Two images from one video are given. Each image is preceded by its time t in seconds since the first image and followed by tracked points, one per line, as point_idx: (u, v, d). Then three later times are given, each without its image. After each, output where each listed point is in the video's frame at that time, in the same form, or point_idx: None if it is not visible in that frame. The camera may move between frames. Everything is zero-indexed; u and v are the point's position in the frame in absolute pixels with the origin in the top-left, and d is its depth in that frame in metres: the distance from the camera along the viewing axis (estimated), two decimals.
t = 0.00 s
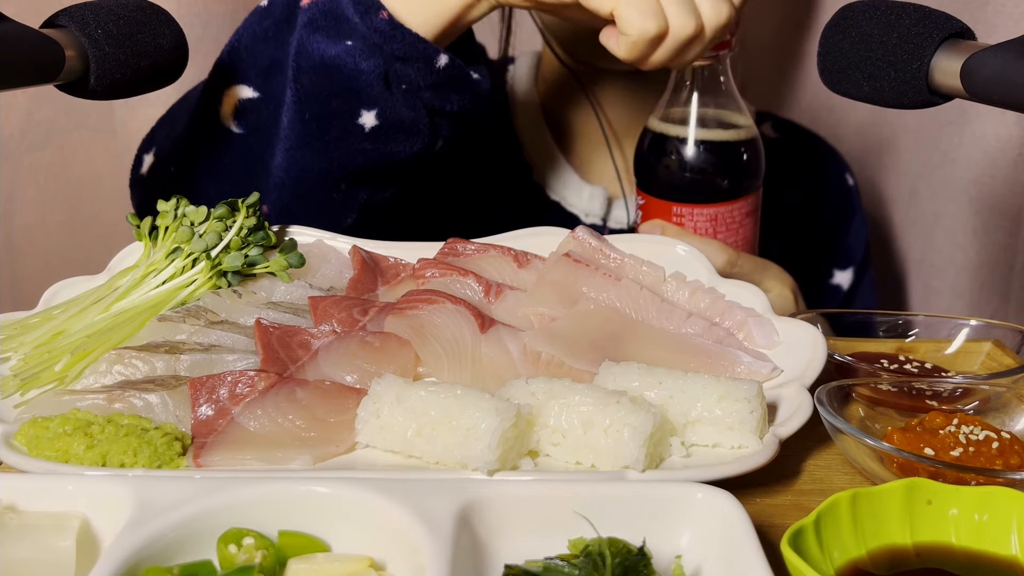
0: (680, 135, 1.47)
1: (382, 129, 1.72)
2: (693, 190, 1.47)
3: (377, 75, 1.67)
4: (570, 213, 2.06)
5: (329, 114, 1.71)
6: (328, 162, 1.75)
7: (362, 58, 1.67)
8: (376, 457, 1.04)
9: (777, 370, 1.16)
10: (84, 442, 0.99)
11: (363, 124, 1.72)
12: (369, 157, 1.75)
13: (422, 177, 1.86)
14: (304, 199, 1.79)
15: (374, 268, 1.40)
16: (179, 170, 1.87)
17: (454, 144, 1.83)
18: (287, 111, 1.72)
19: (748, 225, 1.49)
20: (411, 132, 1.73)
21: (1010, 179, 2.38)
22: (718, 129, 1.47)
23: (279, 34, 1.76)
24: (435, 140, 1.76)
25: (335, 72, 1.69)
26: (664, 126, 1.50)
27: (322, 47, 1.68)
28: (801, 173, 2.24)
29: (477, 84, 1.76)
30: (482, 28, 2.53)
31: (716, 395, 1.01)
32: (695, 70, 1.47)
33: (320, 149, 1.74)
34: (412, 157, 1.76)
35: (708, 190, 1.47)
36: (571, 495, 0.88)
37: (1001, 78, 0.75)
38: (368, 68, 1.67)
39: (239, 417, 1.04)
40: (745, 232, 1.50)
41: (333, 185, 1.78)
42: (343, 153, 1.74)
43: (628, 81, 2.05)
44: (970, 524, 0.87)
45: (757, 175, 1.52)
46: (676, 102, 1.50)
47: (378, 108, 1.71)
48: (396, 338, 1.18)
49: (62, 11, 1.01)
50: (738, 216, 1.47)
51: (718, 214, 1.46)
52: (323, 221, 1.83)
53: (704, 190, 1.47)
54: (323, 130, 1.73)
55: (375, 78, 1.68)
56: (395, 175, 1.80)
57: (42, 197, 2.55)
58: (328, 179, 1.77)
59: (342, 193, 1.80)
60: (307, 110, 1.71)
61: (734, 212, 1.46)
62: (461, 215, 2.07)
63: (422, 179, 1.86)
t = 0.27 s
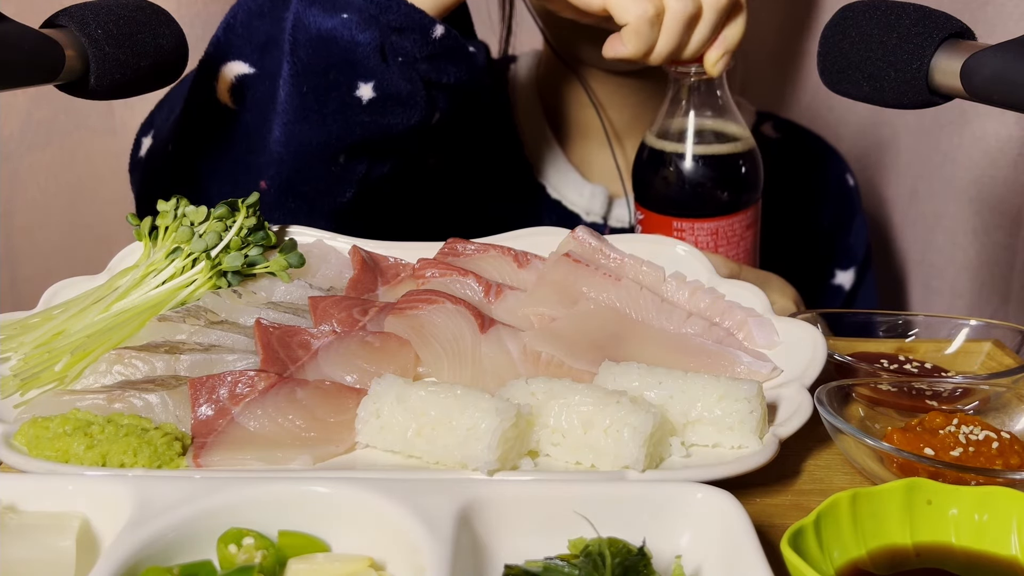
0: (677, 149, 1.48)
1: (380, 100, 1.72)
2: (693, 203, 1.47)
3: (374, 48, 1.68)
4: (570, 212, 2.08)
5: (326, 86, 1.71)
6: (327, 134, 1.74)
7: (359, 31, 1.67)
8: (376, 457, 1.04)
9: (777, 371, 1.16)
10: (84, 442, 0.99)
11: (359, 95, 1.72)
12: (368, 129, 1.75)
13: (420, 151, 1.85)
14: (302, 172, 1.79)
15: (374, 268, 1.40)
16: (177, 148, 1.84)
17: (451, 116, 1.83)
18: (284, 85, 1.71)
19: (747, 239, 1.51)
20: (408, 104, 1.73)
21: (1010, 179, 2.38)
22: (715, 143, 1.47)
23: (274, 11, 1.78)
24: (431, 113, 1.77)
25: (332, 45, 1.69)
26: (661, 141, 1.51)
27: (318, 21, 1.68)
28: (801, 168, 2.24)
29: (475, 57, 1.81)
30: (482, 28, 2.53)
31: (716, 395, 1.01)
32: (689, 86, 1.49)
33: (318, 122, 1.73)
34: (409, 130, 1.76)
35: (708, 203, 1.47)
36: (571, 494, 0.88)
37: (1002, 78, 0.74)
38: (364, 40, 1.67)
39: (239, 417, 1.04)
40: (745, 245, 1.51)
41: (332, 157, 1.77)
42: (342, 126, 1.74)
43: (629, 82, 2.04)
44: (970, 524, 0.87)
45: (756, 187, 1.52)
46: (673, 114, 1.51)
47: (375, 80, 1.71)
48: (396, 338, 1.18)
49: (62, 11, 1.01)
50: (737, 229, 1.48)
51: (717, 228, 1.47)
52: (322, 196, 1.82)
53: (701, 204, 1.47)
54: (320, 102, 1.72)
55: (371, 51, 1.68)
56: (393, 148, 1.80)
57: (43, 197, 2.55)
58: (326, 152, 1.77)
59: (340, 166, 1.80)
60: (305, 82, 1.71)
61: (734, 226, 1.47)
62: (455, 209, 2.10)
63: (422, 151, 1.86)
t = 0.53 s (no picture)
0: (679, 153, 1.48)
1: (381, 101, 1.72)
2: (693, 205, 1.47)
3: (375, 50, 1.67)
4: (570, 211, 2.09)
5: (329, 88, 1.71)
6: (330, 137, 1.74)
7: (359, 32, 1.66)
8: (376, 457, 1.04)
9: (777, 371, 1.16)
10: (84, 442, 0.99)
11: (361, 97, 1.72)
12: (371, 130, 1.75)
13: (422, 152, 1.85)
14: (305, 174, 1.79)
15: (374, 268, 1.40)
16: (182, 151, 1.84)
17: (453, 116, 1.83)
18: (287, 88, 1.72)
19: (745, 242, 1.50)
20: (410, 105, 1.72)
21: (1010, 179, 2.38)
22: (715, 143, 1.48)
23: (274, 13, 1.79)
24: (432, 113, 1.76)
25: (332, 47, 1.68)
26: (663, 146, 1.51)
27: (319, 23, 1.67)
28: (802, 168, 2.24)
29: (474, 55, 1.78)
30: (482, 28, 2.53)
31: (716, 395, 1.01)
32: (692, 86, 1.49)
33: (320, 125, 1.74)
34: (410, 131, 1.76)
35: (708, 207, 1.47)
36: (571, 494, 0.88)
37: (1002, 78, 0.74)
38: (364, 42, 1.67)
39: (239, 417, 1.04)
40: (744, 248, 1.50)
41: (334, 160, 1.78)
42: (344, 128, 1.74)
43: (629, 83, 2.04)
44: (970, 524, 0.87)
45: (757, 189, 1.52)
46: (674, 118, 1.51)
47: (377, 82, 1.70)
48: (396, 338, 1.18)
49: (62, 11, 1.01)
50: (735, 231, 1.48)
51: (714, 229, 1.47)
52: (325, 197, 1.83)
53: (704, 206, 1.47)
54: (322, 105, 1.72)
55: (372, 53, 1.68)
56: (394, 149, 1.80)
57: (42, 197, 2.55)
58: (329, 155, 1.77)
59: (343, 168, 1.80)
60: (306, 85, 1.71)
61: (731, 228, 1.47)
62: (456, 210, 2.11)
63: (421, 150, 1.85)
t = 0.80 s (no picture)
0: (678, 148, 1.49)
1: (378, 103, 1.72)
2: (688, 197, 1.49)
3: (371, 52, 1.68)
4: (571, 210, 2.09)
5: (326, 92, 1.72)
6: (328, 141, 1.75)
7: (354, 35, 1.67)
8: (376, 457, 1.04)
9: (777, 371, 1.16)
10: (84, 442, 0.99)
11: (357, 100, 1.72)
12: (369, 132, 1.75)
13: (422, 152, 1.85)
14: (305, 179, 1.79)
15: (374, 268, 1.40)
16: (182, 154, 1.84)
17: (450, 116, 1.83)
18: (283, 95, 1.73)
19: (733, 239, 1.49)
20: (407, 107, 1.73)
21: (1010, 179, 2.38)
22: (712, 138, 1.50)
23: (269, 17, 1.78)
24: (430, 113, 1.77)
25: (328, 51, 1.69)
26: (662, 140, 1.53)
27: (314, 27, 1.68)
28: (802, 168, 2.24)
29: (470, 53, 1.78)
30: (482, 28, 2.53)
31: (716, 395, 1.01)
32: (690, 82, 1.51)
33: (318, 129, 1.74)
34: (409, 132, 1.76)
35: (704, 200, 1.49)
36: (572, 494, 0.88)
37: (1001, 78, 0.74)
38: (360, 45, 1.67)
39: (239, 417, 1.04)
40: (731, 244, 1.49)
41: (334, 163, 1.78)
42: (343, 132, 1.74)
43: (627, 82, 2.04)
44: (970, 524, 0.87)
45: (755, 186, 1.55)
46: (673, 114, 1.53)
47: (374, 85, 1.71)
48: (396, 338, 1.18)
49: (62, 11, 1.01)
50: (722, 228, 1.47)
51: (699, 224, 1.46)
52: (328, 198, 1.83)
53: (699, 200, 1.49)
54: (320, 110, 1.73)
55: (368, 55, 1.68)
56: (393, 150, 1.80)
57: (43, 197, 2.55)
58: (327, 159, 1.77)
59: (342, 172, 1.80)
60: (303, 90, 1.71)
61: (715, 224, 1.46)
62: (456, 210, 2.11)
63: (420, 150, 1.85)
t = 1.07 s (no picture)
0: (674, 148, 1.50)
1: (383, 105, 1.70)
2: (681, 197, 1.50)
3: (372, 54, 1.65)
4: (571, 210, 2.09)
5: (329, 98, 1.71)
6: (334, 147, 1.75)
7: (354, 39, 1.64)
8: (376, 457, 1.04)
9: (777, 371, 1.16)
10: (84, 442, 0.99)
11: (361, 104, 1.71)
12: (375, 133, 1.74)
13: (425, 152, 1.86)
14: (313, 186, 1.82)
15: (374, 268, 1.40)
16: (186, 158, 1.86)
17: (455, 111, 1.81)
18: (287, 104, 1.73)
19: (729, 236, 1.49)
20: (412, 107, 1.72)
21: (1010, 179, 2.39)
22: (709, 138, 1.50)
23: (267, 23, 1.78)
24: (434, 111, 1.75)
25: (329, 56, 1.66)
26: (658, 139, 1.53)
27: (312, 32, 1.65)
28: (802, 167, 2.24)
29: (471, 46, 1.75)
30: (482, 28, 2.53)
31: (716, 395, 1.01)
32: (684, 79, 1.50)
33: (324, 136, 1.74)
34: (415, 132, 1.76)
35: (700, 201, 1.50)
36: (572, 494, 0.88)
37: (1001, 78, 0.75)
38: (361, 48, 1.65)
39: (239, 417, 1.04)
40: (726, 241, 1.49)
41: (341, 169, 1.80)
42: (349, 136, 1.74)
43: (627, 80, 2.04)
44: (970, 524, 0.87)
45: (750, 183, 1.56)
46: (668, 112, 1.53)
47: (377, 88, 1.69)
48: (396, 338, 1.18)
49: (62, 11, 1.01)
50: (716, 224, 1.47)
51: (694, 220, 1.47)
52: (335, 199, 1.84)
53: (694, 198, 1.50)
54: (324, 116, 1.72)
55: (369, 58, 1.66)
56: (399, 151, 1.81)
57: (42, 197, 2.55)
58: (335, 165, 1.79)
59: (350, 176, 1.82)
60: (306, 97, 1.71)
61: (710, 221, 1.47)
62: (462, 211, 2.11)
63: (424, 150, 1.85)
